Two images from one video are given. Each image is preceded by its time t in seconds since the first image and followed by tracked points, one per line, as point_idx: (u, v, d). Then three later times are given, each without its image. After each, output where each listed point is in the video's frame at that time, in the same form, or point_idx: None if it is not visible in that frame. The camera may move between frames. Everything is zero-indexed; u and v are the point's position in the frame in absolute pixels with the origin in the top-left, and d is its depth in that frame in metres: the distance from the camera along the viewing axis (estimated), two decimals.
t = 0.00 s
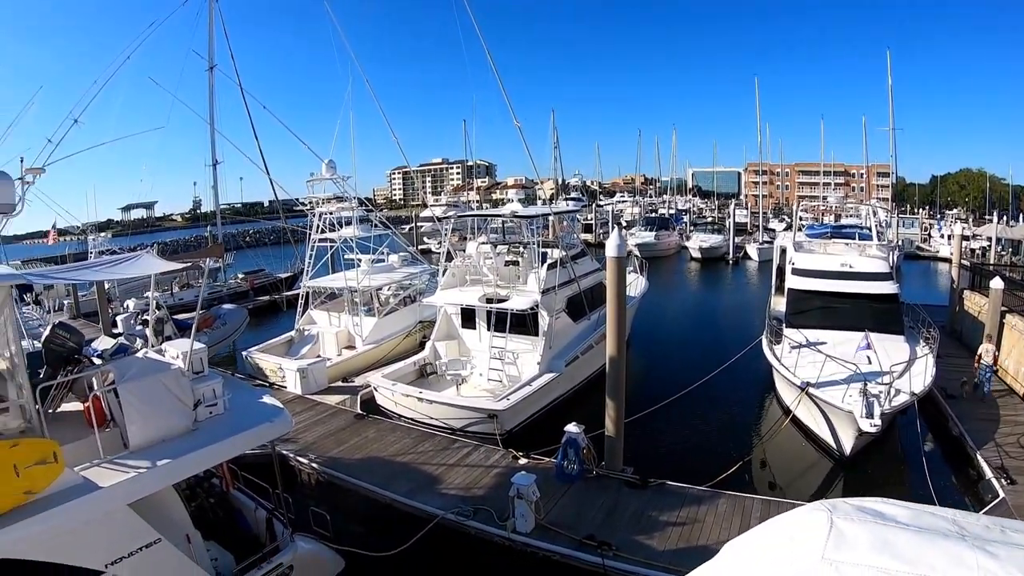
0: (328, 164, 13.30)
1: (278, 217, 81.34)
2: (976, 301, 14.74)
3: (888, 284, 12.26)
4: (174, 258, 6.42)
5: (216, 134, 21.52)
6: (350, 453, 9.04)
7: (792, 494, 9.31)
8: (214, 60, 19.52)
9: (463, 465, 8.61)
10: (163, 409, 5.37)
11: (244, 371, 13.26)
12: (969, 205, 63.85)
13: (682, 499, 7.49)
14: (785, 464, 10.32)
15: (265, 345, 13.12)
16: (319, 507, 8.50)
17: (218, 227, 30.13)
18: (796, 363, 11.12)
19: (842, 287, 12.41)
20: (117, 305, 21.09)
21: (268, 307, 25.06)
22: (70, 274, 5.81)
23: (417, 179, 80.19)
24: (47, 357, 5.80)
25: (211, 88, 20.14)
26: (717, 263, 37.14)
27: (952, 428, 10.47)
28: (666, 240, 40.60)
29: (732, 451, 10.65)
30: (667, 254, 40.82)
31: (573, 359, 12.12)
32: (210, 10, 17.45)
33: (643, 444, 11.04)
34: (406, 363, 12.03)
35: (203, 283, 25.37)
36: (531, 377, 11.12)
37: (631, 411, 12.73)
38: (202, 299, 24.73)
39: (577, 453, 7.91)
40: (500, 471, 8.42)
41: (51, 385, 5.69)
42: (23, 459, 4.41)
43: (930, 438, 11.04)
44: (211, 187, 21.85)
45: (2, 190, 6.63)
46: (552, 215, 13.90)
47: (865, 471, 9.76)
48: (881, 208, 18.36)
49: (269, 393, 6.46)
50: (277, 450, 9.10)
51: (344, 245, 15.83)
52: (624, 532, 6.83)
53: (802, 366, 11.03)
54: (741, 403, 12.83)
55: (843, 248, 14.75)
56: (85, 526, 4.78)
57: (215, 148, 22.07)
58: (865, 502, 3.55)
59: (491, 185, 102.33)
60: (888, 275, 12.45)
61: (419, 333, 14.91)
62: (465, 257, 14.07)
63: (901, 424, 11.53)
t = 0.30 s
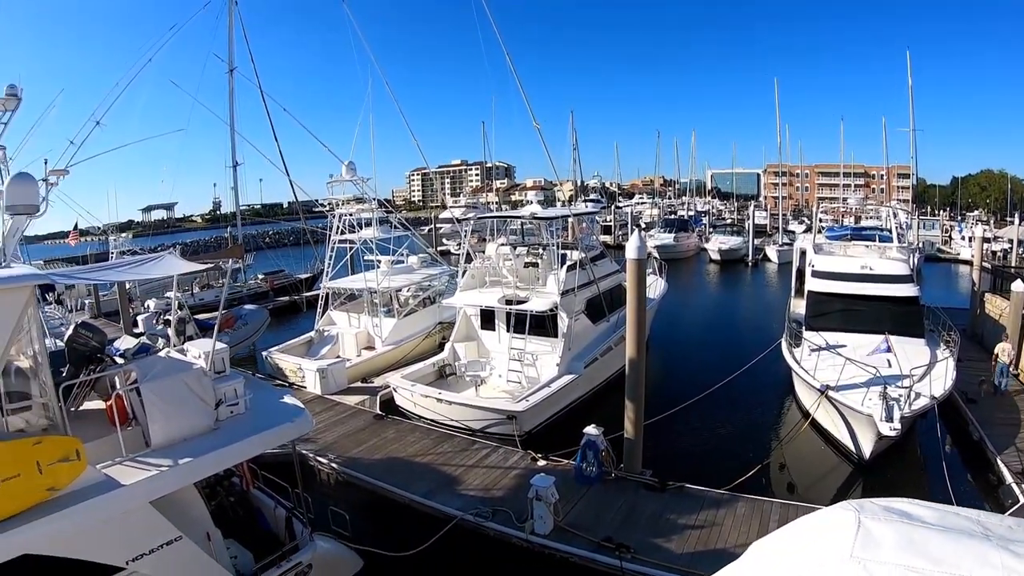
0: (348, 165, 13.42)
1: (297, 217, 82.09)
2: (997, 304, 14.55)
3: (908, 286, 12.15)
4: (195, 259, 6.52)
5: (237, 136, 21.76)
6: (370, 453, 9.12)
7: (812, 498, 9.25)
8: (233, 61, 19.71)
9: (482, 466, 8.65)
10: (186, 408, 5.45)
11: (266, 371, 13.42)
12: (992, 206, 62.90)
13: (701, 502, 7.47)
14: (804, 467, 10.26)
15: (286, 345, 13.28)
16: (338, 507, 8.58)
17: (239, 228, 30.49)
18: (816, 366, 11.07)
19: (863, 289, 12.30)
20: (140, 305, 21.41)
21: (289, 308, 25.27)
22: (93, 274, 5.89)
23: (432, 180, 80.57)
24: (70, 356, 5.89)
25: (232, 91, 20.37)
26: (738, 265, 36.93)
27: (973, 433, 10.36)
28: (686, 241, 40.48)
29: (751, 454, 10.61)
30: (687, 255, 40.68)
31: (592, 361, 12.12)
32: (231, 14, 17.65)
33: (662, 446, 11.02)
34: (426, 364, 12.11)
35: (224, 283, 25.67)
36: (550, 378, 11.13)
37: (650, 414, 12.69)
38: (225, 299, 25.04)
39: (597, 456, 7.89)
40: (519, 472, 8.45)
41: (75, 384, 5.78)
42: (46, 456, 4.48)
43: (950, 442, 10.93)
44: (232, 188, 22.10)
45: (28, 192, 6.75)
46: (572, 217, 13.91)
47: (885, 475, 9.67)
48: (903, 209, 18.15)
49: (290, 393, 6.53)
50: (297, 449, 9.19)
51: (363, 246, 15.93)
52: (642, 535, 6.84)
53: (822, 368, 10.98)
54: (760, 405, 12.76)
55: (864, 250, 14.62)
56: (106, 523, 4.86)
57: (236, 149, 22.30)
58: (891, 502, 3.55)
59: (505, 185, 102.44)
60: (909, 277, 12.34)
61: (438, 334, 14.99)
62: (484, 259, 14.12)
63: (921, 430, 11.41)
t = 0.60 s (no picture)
0: (365, 166, 13.52)
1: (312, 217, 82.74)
2: (1018, 307, 14.39)
3: (927, 288, 12.04)
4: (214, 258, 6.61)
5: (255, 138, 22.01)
6: (387, 453, 9.18)
7: (828, 501, 9.20)
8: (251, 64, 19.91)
9: (499, 467, 8.68)
10: (205, 406, 5.52)
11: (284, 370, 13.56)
12: (1012, 207, 62.09)
13: (717, 505, 7.46)
14: (821, 470, 10.20)
15: (304, 345, 13.41)
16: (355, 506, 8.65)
17: (258, 229, 30.80)
18: (833, 369, 11.01)
19: (882, 291, 12.22)
20: (160, 305, 21.70)
21: (307, 308, 25.48)
22: (114, 273, 6.00)
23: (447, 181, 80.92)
24: (91, 354, 5.96)
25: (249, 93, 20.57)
26: (755, 266, 36.73)
27: (990, 437, 10.30)
28: (703, 243, 40.36)
29: (767, 457, 10.58)
30: (704, 257, 40.56)
31: (609, 363, 12.10)
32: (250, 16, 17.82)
33: (678, 448, 10.99)
34: (443, 365, 12.17)
35: (243, 283, 25.95)
36: (567, 379, 11.14)
37: (666, 415, 12.68)
38: (244, 299, 25.27)
39: (614, 458, 7.93)
40: (536, 473, 8.48)
41: (95, 381, 5.85)
42: (67, 453, 4.56)
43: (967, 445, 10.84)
44: (250, 189, 22.31)
45: (50, 192, 6.85)
46: (589, 218, 13.91)
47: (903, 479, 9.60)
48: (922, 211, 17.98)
49: (309, 392, 6.60)
50: (315, 449, 9.28)
51: (381, 246, 16.04)
52: (658, 537, 6.84)
53: (840, 371, 10.92)
54: (777, 407, 12.72)
55: (883, 251, 14.52)
56: (126, 519, 4.93)
57: (254, 151, 22.51)
58: (913, 498, 3.55)
59: (518, 185, 102.38)
60: (928, 279, 12.22)
61: (455, 334, 15.05)
62: (501, 259, 14.17)
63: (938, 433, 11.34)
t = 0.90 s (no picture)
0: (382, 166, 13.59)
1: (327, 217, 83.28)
2: None
3: (946, 289, 11.93)
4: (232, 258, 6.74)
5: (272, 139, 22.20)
6: (404, 452, 9.23)
7: (846, 503, 9.15)
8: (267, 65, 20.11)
9: (515, 466, 8.70)
10: (223, 405, 5.58)
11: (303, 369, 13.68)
12: None
13: (733, 506, 7.44)
14: (839, 471, 10.15)
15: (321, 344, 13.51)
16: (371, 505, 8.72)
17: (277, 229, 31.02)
18: (851, 370, 10.95)
19: (900, 291, 12.12)
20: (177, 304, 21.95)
21: (324, 307, 25.65)
22: (130, 272, 6.08)
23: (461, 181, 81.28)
24: (108, 353, 6.01)
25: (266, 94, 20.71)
26: (772, 266, 36.51)
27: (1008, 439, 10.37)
28: (720, 243, 40.19)
29: (784, 458, 10.55)
30: (721, 257, 40.39)
31: (625, 363, 12.10)
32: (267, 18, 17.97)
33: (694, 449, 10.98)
34: (459, 364, 12.21)
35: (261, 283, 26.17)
36: (584, 379, 11.15)
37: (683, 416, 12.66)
38: (262, 299, 25.49)
39: (631, 458, 7.92)
40: (552, 472, 8.49)
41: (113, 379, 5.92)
42: (85, 450, 4.63)
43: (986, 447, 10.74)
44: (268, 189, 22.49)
45: (67, 192, 6.93)
46: (606, 218, 13.89)
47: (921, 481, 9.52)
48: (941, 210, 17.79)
49: (326, 390, 6.64)
50: (332, 447, 9.35)
51: (397, 246, 16.12)
52: (674, 538, 6.83)
53: (857, 372, 10.86)
54: (794, 408, 12.66)
55: (901, 251, 14.39)
56: (144, 516, 5.00)
57: (271, 151, 22.67)
58: (932, 493, 3.56)
59: (532, 185, 102.40)
60: (947, 279, 12.10)
61: (471, 334, 15.10)
62: (518, 259, 14.20)
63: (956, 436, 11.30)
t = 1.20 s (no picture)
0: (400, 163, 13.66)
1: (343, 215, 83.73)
2: None
3: (966, 288, 11.81)
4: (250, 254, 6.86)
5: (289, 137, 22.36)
6: (420, 448, 9.29)
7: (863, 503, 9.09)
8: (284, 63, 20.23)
9: (532, 464, 8.73)
10: (242, 401, 5.65)
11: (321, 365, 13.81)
12: None
13: (750, 505, 7.42)
14: (857, 471, 10.09)
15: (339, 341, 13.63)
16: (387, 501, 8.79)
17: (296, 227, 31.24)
18: (870, 369, 10.89)
19: (920, 290, 12.02)
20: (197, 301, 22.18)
21: (342, 304, 25.80)
22: (150, 268, 6.21)
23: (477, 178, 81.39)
24: (130, 349, 6.16)
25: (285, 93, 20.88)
26: (791, 265, 36.21)
27: None
28: (738, 241, 39.92)
29: (801, 457, 10.51)
30: (738, 255, 40.13)
31: (643, 361, 12.10)
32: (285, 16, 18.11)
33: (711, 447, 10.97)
34: (476, 362, 12.26)
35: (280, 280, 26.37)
36: (601, 377, 11.16)
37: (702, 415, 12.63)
38: (282, 296, 25.70)
39: (648, 456, 7.93)
40: (569, 470, 8.52)
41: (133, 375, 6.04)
42: (105, 445, 4.72)
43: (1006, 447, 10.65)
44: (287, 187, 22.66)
45: (87, 189, 7.03)
46: (624, 215, 13.86)
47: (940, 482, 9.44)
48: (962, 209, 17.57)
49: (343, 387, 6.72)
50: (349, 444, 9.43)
51: (415, 244, 16.19)
52: (691, 537, 6.83)
53: (876, 371, 10.79)
54: (812, 408, 12.60)
55: (921, 250, 14.26)
56: (164, 510, 5.09)
57: (288, 149, 22.81)
58: (957, 489, 3.55)
59: (546, 182, 102.39)
60: (968, 278, 11.97)
61: (489, 331, 15.13)
62: (536, 257, 14.22)
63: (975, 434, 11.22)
